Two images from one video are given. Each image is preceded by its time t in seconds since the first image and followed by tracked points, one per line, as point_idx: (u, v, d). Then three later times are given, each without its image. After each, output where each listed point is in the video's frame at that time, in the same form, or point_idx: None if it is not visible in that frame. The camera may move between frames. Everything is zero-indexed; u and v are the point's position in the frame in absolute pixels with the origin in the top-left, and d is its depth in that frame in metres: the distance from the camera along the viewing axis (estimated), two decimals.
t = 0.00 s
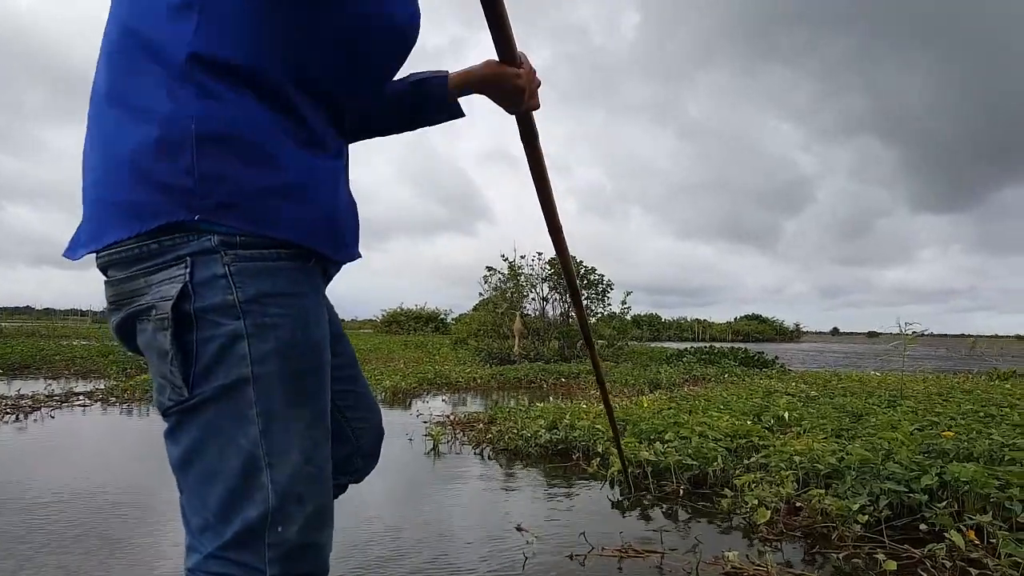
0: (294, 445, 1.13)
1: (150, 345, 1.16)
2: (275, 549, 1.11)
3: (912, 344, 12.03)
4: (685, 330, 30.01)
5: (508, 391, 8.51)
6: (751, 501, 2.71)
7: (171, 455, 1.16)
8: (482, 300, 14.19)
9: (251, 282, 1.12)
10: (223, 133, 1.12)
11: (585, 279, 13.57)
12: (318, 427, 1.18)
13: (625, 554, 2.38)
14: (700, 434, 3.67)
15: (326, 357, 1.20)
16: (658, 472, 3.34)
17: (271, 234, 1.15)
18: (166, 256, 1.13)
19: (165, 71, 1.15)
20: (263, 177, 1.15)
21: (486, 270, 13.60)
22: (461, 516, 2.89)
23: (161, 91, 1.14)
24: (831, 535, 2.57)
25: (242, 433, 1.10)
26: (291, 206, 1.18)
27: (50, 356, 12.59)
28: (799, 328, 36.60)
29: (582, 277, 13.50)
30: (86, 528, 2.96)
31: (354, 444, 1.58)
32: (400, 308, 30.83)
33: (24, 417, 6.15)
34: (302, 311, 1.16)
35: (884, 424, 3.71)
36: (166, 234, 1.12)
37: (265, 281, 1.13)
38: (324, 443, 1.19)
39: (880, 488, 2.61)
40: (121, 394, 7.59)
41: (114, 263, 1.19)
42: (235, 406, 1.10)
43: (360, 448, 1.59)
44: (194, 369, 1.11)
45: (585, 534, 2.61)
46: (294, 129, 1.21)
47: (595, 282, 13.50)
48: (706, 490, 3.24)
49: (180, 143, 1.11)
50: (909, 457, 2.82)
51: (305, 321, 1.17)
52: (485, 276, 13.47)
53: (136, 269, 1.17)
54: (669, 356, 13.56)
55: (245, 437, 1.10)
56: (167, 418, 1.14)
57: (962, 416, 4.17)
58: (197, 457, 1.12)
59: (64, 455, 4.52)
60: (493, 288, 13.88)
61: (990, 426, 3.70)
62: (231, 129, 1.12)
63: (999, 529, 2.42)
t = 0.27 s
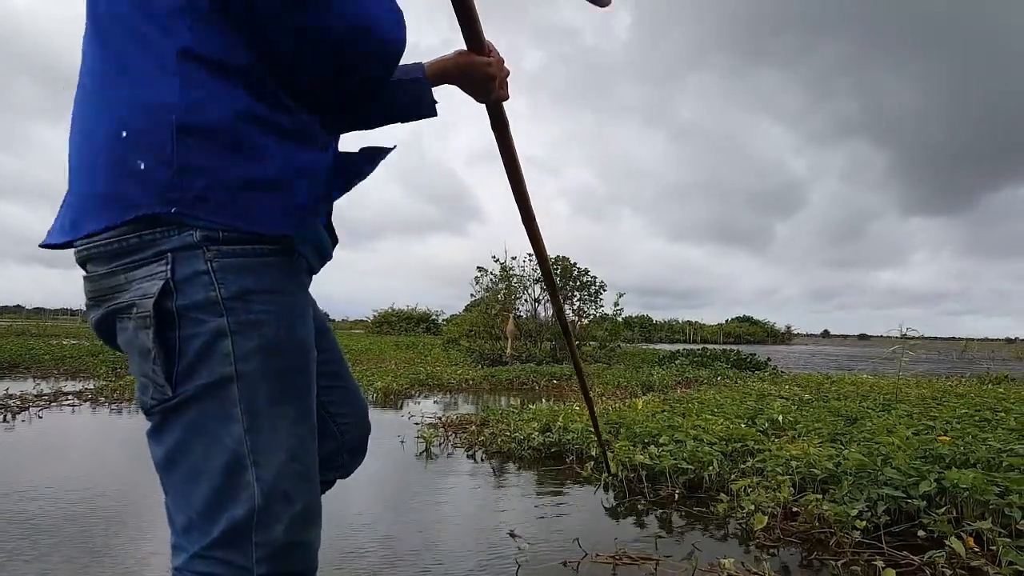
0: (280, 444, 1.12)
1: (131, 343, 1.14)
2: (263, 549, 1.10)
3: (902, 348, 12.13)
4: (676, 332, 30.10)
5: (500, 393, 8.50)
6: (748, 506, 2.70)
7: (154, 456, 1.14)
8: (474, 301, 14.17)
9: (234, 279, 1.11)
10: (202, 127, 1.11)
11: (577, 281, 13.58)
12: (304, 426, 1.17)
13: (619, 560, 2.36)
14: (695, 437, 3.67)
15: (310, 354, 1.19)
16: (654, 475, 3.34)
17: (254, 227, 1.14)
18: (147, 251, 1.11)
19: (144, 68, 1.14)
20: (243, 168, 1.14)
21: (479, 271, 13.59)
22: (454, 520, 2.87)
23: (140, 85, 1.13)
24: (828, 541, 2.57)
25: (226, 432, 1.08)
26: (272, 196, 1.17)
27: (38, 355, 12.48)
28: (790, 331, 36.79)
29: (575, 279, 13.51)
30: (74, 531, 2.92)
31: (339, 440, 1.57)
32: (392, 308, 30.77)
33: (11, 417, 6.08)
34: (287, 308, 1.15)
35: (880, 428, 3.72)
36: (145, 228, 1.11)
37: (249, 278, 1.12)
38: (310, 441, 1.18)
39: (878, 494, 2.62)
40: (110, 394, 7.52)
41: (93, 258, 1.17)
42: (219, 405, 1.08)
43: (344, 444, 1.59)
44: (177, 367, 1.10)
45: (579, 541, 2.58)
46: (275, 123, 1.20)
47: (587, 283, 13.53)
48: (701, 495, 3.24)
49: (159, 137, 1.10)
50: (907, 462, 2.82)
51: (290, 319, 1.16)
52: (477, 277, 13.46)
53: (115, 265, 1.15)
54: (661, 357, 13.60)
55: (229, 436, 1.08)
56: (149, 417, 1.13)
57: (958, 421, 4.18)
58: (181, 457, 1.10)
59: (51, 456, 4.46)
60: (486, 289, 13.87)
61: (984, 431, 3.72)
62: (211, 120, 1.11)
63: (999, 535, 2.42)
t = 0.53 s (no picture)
0: (253, 437, 1.14)
1: (99, 345, 1.16)
2: (246, 541, 1.14)
3: (900, 355, 12.16)
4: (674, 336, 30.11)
5: (498, 394, 8.50)
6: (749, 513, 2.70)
7: (131, 455, 1.17)
8: (472, 302, 14.15)
9: (192, 275, 1.12)
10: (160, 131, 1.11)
11: (576, 283, 13.58)
12: (278, 418, 1.19)
13: (618, 566, 2.33)
14: (694, 442, 3.67)
15: (278, 345, 1.20)
16: (653, 480, 3.34)
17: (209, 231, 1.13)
18: (107, 252, 1.14)
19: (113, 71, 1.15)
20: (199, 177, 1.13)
21: (477, 272, 13.59)
22: (448, 522, 2.86)
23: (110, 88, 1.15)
24: (830, 548, 2.57)
25: (197, 426, 1.11)
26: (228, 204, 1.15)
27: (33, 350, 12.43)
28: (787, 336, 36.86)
29: (574, 281, 13.51)
30: (68, 527, 2.92)
31: (334, 438, 1.57)
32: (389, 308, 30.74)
33: (6, 412, 6.06)
34: (248, 300, 1.16)
35: (881, 436, 3.71)
36: (105, 228, 1.14)
37: (206, 273, 1.13)
38: (285, 432, 1.20)
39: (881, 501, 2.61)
40: (106, 390, 7.49)
41: (61, 261, 1.21)
42: (187, 401, 1.11)
43: (340, 441, 1.58)
44: (143, 366, 1.13)
45: (575, 546, 2.57)
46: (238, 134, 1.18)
47: (586, 286, 13.52)
48: (701, 499, 3.22)
49: (119, 139, 1.11)
50: (910, 470, 2.81)
51: (252, 311, 1.16)
52: (476, 278, 13.45)
53: (81, 267, 1.18)
54: (659, 361, 13.60)
55: (201, 431, 1.12)
56: (122, 417, 1.15)
57: (961, 430, 4.17)
58: (157, 455, 1.14)
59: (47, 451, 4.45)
60: (484, 290, 13.86)
61: (986, 440, 3.71)
62: (171, 124, 1.12)
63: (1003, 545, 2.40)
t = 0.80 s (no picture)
0: (249, 421, 1.15)
1: (94, 340, 1.14)
2: (245, 523, 1.14)
3: (898, 344, 12.19)
4: (673, 327, 30.15)
5: (498, 387, 8.52)
6: (753, 502, 2.70)
7: (128, 446, 1.16)
8: (471, 296, 14.15)
9: (187, 267, 1.12)
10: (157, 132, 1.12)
11: (575, 276, 13.60)
12: (272, 402, 1.20)
13: (620, 557, 2.34)
14: (696, 432, 3.68)
15: (270, 333, 1.21)
16: (655, 470, 3.34)
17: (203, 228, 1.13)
18: (100, 249, 1.14)
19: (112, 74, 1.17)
20: (193, 177, 1.14)
21: (476, 266, 13.59)
22: (450, 514, 2.87)
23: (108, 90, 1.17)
24: (833, 537, 2.57)
25: (195, 413, 1.11)
26: (222, 202, 1.15)
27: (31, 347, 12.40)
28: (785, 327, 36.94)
29: (572, 274, 13.52)
30: (71, 522, 2.92)
31: (325, 423, 1.58)
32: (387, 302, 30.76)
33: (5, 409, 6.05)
34: (243, 292, 1.17)
35: (883, 424, 3.72)
36: (99, 226, 1.14)
37: (201, 265, 1.13)
38: (279, 415, 1.21)
39: (885, 490, 2.62)
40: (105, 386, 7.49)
41: (52, 259, 1.20)
42: (184, 390, 1.11)
43: (331, 427, 1.59)
44: (140, 357, 1.11)
45: (577, 537, 2.57)
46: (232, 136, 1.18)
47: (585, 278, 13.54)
48: (703, 489, 3.23)
49: (116, 140, 1.13)
50: (913, 458, 2.81)
51: (247, 304, 1.17)
52: (474, 271, 13.46)
53: (72, 263, 1.17)
54: (658, 353, 13.63)
55: (198, 417, 1.11)
56: (118, 409, 1.14)
57: (962, 418, 4.17)
58: (153, 444, 1.13)
59: (49, 447, 4.45)
60: (482, 283, 13.87)
61: (987, 427, 3.73)
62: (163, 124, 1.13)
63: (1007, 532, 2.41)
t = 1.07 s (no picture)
0: (248, 415, 1.15)
1: (99, 334, 1.16)
2: (243, 515, 1.15)
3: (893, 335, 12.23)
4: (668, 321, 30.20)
5: (494, 382, 8.52)
6: (755, 493, 2.69)
7: (130, 438, 1.17)
8: (466, 291, 14.14)
9: (190, 264, 1.14)
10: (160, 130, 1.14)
11: (570, 269, 13.59)
12: (271, 396, 1.20)
13: (621, 550, 2.33)
14: (694, 424, 3.69)
15: (269, 329, 1.22)
16: (655, 462, 3.35)
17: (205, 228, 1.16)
18: (107, 245, 1.16)
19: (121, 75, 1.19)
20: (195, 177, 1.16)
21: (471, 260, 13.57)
22: (450, 509, 2.88)
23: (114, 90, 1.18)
24: (835, 528, 2.59)
25: (196, 406, 1.12)
26: (222, 201, 1.18)
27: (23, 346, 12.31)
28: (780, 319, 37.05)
29: (568, 267, 13.51)
30: (71, 519, 2.92)
31: (331, 421, 1.62)
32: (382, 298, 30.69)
33: None
34: (243, 290, 1.19)
35: (881, 415, 3.73)
36: (104, 223, 1.16)
37: (203, 262, 1.15)
38: (279, 410, 1.21)
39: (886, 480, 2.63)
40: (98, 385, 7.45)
41: (60, 256, 1.22)
42: (185, 382, 1.12)
43: (338, 425, 1.63)
44: (143, 350, 1.13)
45: (576, 531, 2.57)
46: (232, 137, 1.20)
47: (580, 272, 13.54)
48: (703, 481, 3.24)
49: (120, 138, 1.14)
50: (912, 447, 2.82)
51: (249, 300, 1.19)
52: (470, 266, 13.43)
53: (79, 260, 1.19)
54: (654, 345, 13.65)
55: (198, 409, 1.12)
56: (121, 402, 1.15)
57: (960, 407, 4.18)
58: (154, 436, 1.14)
59: (47, 446, 4.44)
60: (478, 278, 13.85)
61: (985, 416, 3.74)
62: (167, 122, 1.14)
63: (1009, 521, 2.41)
